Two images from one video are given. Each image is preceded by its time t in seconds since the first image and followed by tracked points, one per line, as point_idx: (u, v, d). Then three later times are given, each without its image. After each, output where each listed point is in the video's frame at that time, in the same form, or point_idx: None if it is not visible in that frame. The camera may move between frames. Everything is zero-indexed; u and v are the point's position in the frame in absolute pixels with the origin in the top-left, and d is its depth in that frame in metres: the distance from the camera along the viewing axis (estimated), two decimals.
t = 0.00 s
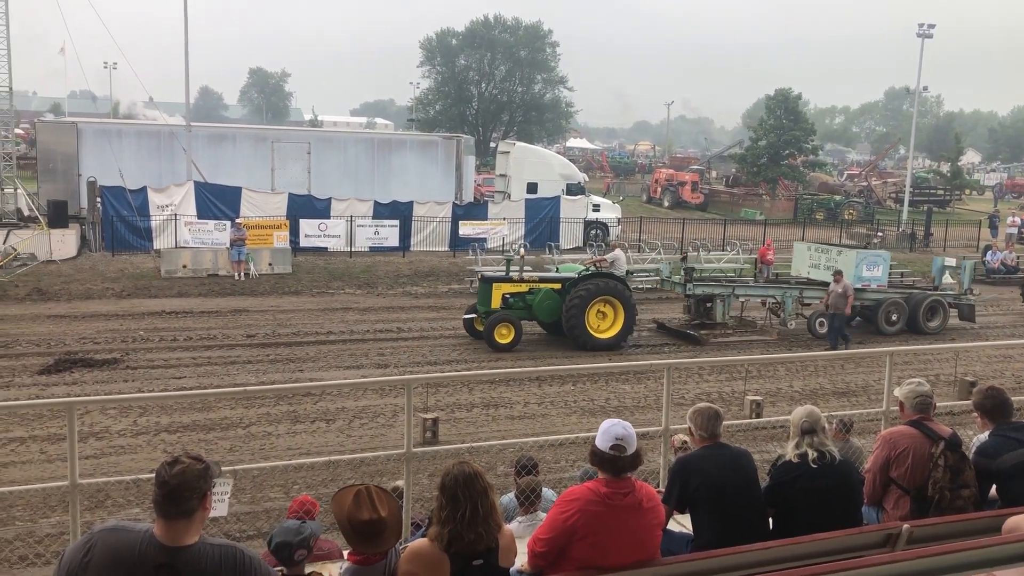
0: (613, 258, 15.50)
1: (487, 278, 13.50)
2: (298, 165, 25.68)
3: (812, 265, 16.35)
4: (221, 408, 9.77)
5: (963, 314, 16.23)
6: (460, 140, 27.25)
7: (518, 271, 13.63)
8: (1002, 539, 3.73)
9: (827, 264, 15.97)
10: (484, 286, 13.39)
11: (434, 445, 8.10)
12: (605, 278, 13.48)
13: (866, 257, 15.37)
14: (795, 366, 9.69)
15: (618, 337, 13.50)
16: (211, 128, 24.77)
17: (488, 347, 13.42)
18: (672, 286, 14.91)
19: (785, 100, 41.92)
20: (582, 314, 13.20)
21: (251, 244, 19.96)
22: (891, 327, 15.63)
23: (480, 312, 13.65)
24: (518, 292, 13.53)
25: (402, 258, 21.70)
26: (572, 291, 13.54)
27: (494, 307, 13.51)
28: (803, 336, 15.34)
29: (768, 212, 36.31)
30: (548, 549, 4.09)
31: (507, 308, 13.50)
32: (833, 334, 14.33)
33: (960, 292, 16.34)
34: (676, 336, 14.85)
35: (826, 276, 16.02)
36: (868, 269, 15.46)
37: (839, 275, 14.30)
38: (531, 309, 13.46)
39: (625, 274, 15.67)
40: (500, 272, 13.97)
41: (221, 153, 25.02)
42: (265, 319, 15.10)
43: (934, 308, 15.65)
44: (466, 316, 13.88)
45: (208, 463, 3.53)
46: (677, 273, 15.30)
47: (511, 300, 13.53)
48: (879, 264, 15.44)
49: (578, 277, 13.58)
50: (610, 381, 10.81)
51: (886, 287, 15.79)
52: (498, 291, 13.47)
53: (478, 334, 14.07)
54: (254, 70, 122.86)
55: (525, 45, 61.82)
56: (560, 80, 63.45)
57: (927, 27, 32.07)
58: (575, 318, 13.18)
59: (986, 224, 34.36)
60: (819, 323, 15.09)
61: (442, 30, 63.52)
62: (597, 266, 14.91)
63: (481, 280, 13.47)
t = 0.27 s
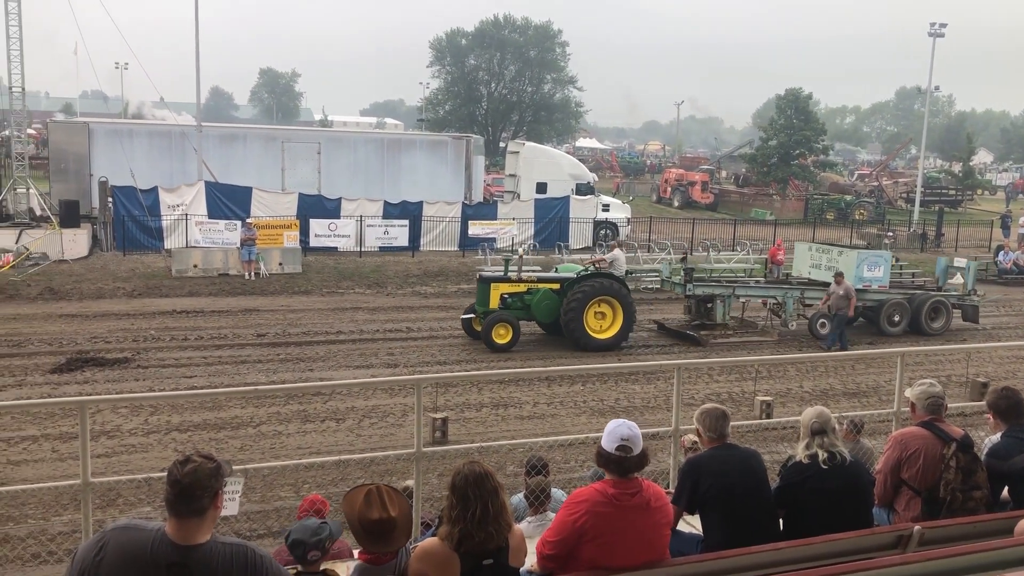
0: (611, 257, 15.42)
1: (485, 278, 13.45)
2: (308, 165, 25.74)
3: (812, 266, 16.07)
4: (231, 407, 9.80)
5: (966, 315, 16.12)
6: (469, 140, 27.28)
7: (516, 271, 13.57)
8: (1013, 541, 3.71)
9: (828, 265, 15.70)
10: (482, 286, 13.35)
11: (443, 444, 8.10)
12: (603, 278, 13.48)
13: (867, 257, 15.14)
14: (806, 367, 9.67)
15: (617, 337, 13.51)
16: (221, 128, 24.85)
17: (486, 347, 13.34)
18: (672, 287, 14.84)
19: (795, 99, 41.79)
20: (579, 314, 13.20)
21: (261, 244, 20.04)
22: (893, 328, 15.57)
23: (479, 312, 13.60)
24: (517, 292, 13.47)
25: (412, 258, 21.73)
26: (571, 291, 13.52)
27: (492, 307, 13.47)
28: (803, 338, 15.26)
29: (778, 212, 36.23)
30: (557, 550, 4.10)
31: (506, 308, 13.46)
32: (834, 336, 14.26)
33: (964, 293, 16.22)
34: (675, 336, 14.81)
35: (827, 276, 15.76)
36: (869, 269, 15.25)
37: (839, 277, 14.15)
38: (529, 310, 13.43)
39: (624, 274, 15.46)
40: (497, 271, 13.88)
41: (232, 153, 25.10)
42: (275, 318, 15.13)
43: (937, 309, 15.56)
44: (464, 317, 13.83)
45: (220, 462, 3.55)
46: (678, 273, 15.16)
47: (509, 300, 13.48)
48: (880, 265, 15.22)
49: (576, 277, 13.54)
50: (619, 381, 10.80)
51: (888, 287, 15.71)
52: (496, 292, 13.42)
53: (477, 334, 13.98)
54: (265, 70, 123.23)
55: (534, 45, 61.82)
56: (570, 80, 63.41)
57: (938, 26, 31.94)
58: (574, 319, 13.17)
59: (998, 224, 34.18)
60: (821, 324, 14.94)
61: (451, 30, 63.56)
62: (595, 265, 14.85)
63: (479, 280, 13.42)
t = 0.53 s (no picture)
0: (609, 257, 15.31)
1: (483, 278, 13.38)
2: (319, 165, 25.81)
3: (813, 266, 15.89)
4: (241, 406, 9.83)
5: (969, 316, 15.98)
6: (479, 140, 27.31)
7: (514, 271, 13.49)
8: None
9: (829, 265, 15.55)
10: (479, 286, 13.29)
11: (453, 445, 8.11)
12: (601, 278, 13.38)
13: (868, 258, 15.01)
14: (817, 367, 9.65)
15: (615, 338, 13.43)
16: (232, 128, 24.93)
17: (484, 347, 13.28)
18: (671, 287, 14.72)
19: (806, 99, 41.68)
20: (577, 315, 13.13)
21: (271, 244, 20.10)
22: (896, 329, 15.41)
23: (476, 313, 13.54)
24: (515, 292, 13.42)
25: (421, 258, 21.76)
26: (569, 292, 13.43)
27: (490, 308, 13.40)
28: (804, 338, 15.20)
29: (788, 212, 36.19)
30: (566, 551, 4.09)
31: (503, 308, 13.41)
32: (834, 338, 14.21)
33: (968, 294, 16.08)
34: (675, 337, 14.74)
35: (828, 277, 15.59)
36: (870, 270, 15.13)
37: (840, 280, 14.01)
38: (527, 310, 13.38)
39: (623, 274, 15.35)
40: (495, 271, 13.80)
41: (242, 153, 25.18)
42: (285, 318, 15.17)
43: (940, 309, 15.43)
44: (463, 317, 13.79)
45: (231, 461, 3.55)
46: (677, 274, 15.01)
47: (506, 301, 13.43)
48: (882, 265, 15.10)
49: (574, 277, 13.46)
50: (629, 382, 10.80)
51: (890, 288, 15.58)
52: (493, 292, 13.35)
53: (475, 334, 13.88)
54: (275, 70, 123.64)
55: (544, 45, 61.84)
56: (580, 80, 63.39)
57: (950, 25, 31.82)
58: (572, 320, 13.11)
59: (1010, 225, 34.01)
60: (822, 325, 14.85)
61: (461, 30, 63.62)
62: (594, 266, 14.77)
63: (477, 280, 13.35)
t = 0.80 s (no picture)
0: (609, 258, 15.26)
1: (480, 279, 13.33)
2: (329, 165, 25.87)
3: (813, 266, 15.66)
4: (252, 406, 9.86)
5: (972, 317, 15.87)
6: (489, 140, 27.32)
7: (512, 272, 13.43)
8: None
9: (829, 266, 15.33)
10: (477, 287, 13.24)
11: (462, 445, 8.12)
12: (601, 279, 13.30)
13: (869, 258, 14.84)
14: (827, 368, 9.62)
15: (612, 339, 13.39)
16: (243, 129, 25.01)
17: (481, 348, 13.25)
18: (671, 288, 14.64)
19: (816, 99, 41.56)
20: (574, 316, 13.06)
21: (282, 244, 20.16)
22: (898, 330, 15.34)
23: (474, 313, 13.49)
24: (513, 293, 13.36)
25: (431, 258, 21.79)
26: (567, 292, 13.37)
27: (488, 308, 13.36)
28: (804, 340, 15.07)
29: (798, 212, 36.16)
30: (576, 552, 4.08)
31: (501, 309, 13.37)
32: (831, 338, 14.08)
33: (972, 295, 15.90)
34: (675, 338, 14.68)
35: (828, 278, 15.38)
36: (870, 271, 14.96)
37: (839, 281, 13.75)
38: (524, 311, 13.33)
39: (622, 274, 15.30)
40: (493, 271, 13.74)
41: (253, 153, 25.26)
42: (295, 318, 15.21)
43: (942, 310, 15.33)
44: (461, 318, 13.76)
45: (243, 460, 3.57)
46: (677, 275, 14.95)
47: (504, 302, 13.38)
48: (882, 265, 14.94)
49: (573, 278, 13.40)
50: (639, 382, 10.80)
51: (893, 289, 15.47)
52: (491, 293, 13.29)
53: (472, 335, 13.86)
54: (285, 70, 124.02)
55: (554, 45, 61.84)
56: (589, 80, 63.34)
57: (962, 25, 31.70)
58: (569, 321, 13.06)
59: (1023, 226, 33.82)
60: (823, 326, 14.78)
61: (471, 31, 63.67)
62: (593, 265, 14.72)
63: (475, 281, 13.30)
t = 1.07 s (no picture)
0: (608, 258, 15.21)
1: (478, 279, 13.32)
2: (340, 166, 25.93)
3: (815, 269, 15.34)
4: (262, 405, 9.90)
5: (977, 320, 15.62)
6: (499, 141, 27.34)
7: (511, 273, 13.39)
8: None
9: (830, 268, 15.03)
10: (475, 287, 13.22)
11: (472, 445, 8.13)
12: (599, 280, 13.26)
13: (870, 260, 14.56)
14: (838, 370, 9.59)
15: (612, 340, 13.33)
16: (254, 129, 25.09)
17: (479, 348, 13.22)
18: (671, 289, 14.63)
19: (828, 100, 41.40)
20: (573, 318, 12.99)
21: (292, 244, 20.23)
22: (901, 333, 15.13)
23: (472, 313, 13.44)
24: (511, 294, 13.29)
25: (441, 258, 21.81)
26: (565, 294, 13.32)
27: (486, 309, 13.30)
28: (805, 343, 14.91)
29: (809, 214, 36.14)
30: (586, 553, 4.08)
31: (498, 309, 13.29)
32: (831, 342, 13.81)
33: (976, 297, 15.63)
34: (675, 339, 14.61)
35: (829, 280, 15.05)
36: (871, 273, 14.68)
37: (836, 283, 13.56)
38: (523, 312, 13.27)
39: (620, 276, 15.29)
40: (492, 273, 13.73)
41: (265, 154, 25.34)
42: (306, 318, 15.26)
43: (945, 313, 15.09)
44: (459, 318, 13.71)
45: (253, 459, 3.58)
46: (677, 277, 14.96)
47: (502, 302, 13.32)
48: (883, 268, 14.69)
49: (571, 279, 13.35)
50: (649, 384, 10.80)
51: (895, 291, 15.26)
52: (488, 293, 13.25)
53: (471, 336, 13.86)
54: (296, 71, 124.37)
55: (565, 46, 61.84)
56: (600, 81, 63.28)
57: (975, 26, 31.51)
58: (568, 322, 12.98)
59: None
60: (823, 329, 14.56)
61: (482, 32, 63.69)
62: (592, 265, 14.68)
63: (473, 281, 13.28)
